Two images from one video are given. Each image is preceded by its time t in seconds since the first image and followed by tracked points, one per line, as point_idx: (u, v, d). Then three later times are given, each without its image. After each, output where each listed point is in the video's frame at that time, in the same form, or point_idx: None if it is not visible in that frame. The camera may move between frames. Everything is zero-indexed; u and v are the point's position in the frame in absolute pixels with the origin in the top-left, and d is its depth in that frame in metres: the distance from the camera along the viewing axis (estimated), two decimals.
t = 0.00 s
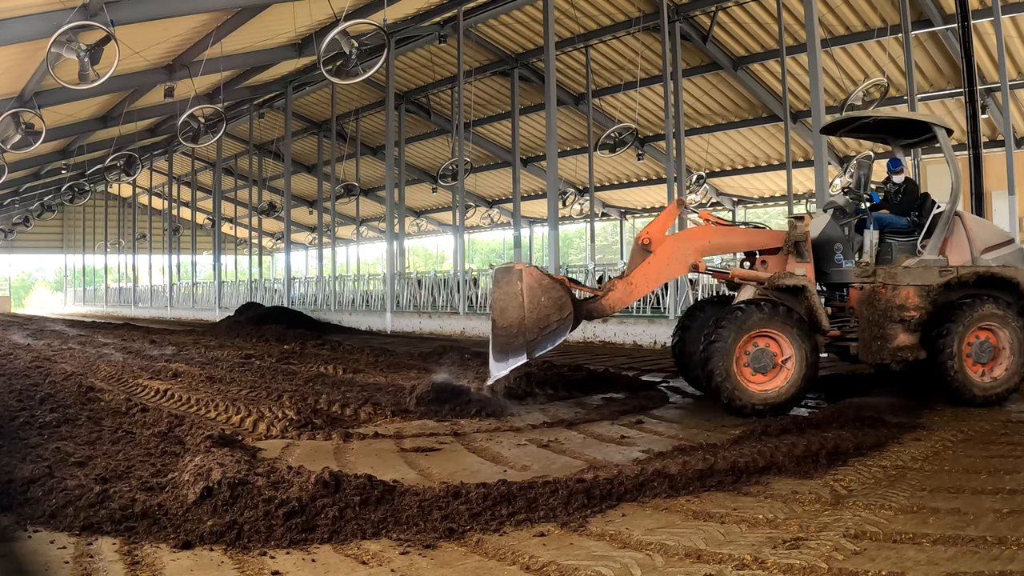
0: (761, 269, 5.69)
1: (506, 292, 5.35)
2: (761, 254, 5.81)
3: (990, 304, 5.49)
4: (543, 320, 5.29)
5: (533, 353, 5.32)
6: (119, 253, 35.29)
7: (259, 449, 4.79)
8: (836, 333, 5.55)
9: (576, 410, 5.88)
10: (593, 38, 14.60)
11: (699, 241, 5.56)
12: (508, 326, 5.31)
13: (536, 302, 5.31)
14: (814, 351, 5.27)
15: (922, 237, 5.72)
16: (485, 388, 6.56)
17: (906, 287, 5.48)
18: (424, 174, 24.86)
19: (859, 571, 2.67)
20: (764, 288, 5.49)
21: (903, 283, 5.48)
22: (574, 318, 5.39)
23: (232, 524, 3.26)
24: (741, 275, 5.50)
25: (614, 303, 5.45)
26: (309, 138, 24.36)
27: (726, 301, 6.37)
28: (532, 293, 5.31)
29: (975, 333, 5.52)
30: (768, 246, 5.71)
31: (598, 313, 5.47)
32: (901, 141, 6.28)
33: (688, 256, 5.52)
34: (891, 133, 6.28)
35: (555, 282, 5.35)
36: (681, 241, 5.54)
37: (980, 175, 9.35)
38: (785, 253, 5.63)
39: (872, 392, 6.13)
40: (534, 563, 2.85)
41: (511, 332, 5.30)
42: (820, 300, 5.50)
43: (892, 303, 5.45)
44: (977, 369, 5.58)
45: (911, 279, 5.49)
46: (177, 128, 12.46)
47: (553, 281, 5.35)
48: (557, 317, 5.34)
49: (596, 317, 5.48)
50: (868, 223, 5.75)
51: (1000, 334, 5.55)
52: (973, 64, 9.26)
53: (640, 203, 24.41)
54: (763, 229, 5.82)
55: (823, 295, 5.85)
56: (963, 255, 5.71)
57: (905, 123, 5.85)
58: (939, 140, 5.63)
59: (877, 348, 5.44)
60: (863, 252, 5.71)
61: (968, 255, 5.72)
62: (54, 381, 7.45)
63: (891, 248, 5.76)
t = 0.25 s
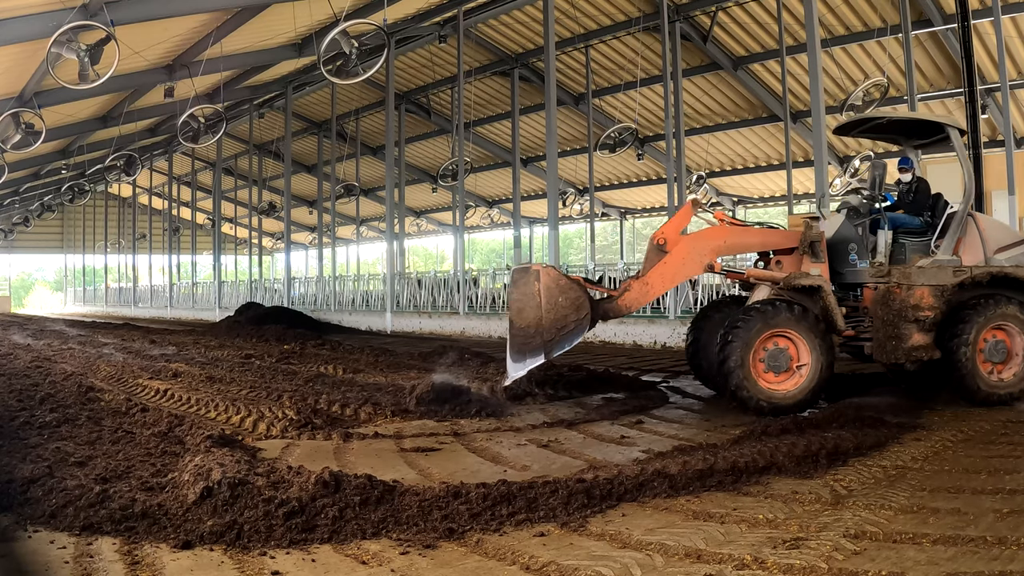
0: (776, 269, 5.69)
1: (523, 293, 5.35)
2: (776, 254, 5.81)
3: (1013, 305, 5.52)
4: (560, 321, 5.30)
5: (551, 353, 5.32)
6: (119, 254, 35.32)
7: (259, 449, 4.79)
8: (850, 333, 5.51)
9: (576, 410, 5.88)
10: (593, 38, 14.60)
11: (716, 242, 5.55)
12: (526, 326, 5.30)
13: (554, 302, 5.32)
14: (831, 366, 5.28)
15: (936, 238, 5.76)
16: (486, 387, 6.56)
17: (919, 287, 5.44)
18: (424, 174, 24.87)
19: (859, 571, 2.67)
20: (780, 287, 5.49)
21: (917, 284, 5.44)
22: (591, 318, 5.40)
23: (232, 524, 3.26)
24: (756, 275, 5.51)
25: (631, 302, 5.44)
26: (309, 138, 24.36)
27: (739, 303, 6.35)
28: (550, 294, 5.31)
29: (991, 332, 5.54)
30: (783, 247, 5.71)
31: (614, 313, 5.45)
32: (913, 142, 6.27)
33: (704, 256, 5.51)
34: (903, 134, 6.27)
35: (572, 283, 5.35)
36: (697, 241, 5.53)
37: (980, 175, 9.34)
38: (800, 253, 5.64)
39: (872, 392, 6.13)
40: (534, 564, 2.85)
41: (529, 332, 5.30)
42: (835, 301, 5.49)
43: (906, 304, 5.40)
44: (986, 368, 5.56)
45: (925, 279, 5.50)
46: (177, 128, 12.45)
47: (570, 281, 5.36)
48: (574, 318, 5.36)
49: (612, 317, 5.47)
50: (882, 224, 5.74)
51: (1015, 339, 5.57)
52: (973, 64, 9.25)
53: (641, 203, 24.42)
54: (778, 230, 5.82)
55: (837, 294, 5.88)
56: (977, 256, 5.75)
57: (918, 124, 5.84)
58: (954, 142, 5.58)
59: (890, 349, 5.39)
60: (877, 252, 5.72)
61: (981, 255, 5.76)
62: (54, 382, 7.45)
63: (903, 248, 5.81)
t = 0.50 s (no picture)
0: (795, 269, 5.73)
1: (545, 296, 5.33)
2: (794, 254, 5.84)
3: None
4: (584, 322, 5.30)
5: (576, 355, 5.31)
6: (119, 254, 35.32)
7: (259, 449, 4.79)
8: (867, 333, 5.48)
9: (576, 410, 5.88)
10: (593, 38, 14.59)
11: (736, 241, 5.56)
12: (550, 329, 5.29)
13: (576, 304, 5.32)
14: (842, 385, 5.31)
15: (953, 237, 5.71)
16: (486, 387, 6.56)
17: (936, 287, 5.41)
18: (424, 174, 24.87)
19: (859, 571, 2.67)
20: (800, 287, 5.52)
21: (934, 284, 5.42)
22: (614, 318, 5.40)
23: (232, 524, 3.26)
24: (776, 275, 5.56)
25: (652, 302, 5.43)
26: (309, 138, 24.36)
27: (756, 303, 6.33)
28: (572, 296, 5.32)
29: (1012, 330, 5.56)
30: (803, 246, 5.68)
31: (635, 313, 5.46)
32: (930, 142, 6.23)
33: (724, 256, 5.51)
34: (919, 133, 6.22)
35: (594, 284, 5.35)
36: (718, 240, 5.53)
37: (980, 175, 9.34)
38: (819, 253, 5.66)
39: (873, 392, 6.13)
40: (534, 563, 2.85)
41: (553, 335, 5.28)
42: (854, 300, 5.49)
43: (923, 303, 5.38)
44: (999, 363, 5.55)
45: (942, 279, 5.46)
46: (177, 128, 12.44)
47: (592, 282, 5.36)
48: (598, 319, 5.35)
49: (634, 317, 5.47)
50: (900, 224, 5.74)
51: None
52: (973, 64, 9.25)
53: (641, 203, 24.42)
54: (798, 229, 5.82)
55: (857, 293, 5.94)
56: (993, 256, 5.73)
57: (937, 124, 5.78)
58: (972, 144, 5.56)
59: (908, 348, 5.39)
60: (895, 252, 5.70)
61: (997, 255, 5.74)
62: (55, 382, 7.45)
63: (920, 248, 5.78)
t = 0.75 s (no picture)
0: (816, 268, 5.74)
1: (571, 300, 5.31)
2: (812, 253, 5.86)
3: None
4: (612, 324, 5.30)
5: (605, 357, 5.31)
6: (119, 254, 35.32)
7: (259, 449, 4.79)
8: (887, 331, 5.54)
9: (576, 410, 5.88)
10: (593, 38, 14.59)
11: (758, 241, 5.58)
12: (577, 332, 5.28)
13: (603, 306, 5.31)
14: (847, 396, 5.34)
15: (970, 238, 5.73)
16: (486, 387, 6.56)
17: (954, 287, 5.46)
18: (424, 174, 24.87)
19: (860, 571, 2.67)
20: (821, 287, 5.54)
21: (951, 283, 5.46)
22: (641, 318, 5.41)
23: (232, 524, 3.26)
24: (797, 274, 5.57)
25: (676, 301, 5.43)
26: (309, 138, 24.36)
27: (776, 301, 6.32)
28: (598, 298, 5.31)
29: None
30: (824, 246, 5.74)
31: (658, 312, 5.43)
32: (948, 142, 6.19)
33: (747, 255, 5.53)
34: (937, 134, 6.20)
35: (619, 285, 5.35)
36: (741, 240, 5.55)
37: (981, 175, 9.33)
38: (840, 253, 5.70)
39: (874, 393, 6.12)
40: (534, 564, 2.85)
41: (581, 338, 5.28)
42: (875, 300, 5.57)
43: (941, 302, 5.40)
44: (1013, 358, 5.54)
45: (959, 278, 5.51)
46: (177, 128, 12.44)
47: (617, 284, 5.35)
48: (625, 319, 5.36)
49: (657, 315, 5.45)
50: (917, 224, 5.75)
51: None
52: (973, 65, 9.25)
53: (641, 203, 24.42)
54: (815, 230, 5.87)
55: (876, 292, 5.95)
56: (1010, 256, 5.81)
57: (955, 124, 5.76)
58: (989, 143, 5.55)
59: (925, 347, 5.42)
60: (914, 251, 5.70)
61: (1015, 255, 5.81)
62: (55, 382, 7.45)
63: (937, 248, 5.79)
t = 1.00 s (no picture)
0: (837, 268, 5.76)
1: (600, 296, 5.31)
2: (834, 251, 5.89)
3: None
4: (640, 320, 5.30)
5: (634, 353, 5.30)
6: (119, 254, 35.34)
7: (259, 449, 4.79)
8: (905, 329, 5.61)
9: (576, 410, 5.88)
10: (593, 38, 14.59)
11: (781, 239, 5.64)
12: (606, 329, 5.27)
13: (631, 302, 5.32)
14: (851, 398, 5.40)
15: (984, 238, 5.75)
16: (487, 387, 6.56)
17: (969, 285, 5.51)
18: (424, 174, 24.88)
19: (859, 571, 2.67)
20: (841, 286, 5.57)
21: (966, 281, 5.51)
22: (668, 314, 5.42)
23: (231, 524, 3.26)
24: (819, 273, 5.63)
25: (700, 299, 5.48)
26: (309, 138, 24.36)
27: (794, 301, 6.36)
28: (626, 294, 5.32)
29: None
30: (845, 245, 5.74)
31: (683, 309, 5.49)
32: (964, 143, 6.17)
33: (770, 254, 5.59)
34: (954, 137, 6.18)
35: (647, 281, 5.38)
36: (763, 239, 5.61)
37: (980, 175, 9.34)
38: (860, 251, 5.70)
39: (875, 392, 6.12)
40: (534, 563, 2.85)
41: (609, 335, 5.26)
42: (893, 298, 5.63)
43: (955, 300, 5.49)
44: None
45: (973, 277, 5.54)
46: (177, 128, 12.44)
47: (644, 280, 5.38)
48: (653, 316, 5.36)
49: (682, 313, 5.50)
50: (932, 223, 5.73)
51: None
52: (973, 64, 9.25)
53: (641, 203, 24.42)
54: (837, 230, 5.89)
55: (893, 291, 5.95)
56: None
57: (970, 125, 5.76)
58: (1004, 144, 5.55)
59: (941, 345, 5.50)
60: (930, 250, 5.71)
61: None
62: (55, 381, 7.45)
63: (953, 248, 5.73)
